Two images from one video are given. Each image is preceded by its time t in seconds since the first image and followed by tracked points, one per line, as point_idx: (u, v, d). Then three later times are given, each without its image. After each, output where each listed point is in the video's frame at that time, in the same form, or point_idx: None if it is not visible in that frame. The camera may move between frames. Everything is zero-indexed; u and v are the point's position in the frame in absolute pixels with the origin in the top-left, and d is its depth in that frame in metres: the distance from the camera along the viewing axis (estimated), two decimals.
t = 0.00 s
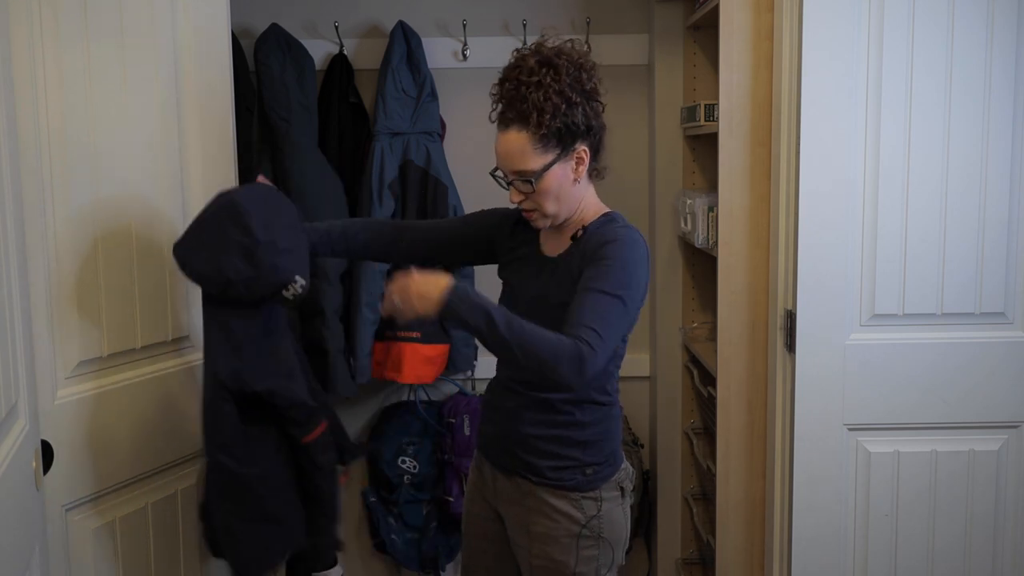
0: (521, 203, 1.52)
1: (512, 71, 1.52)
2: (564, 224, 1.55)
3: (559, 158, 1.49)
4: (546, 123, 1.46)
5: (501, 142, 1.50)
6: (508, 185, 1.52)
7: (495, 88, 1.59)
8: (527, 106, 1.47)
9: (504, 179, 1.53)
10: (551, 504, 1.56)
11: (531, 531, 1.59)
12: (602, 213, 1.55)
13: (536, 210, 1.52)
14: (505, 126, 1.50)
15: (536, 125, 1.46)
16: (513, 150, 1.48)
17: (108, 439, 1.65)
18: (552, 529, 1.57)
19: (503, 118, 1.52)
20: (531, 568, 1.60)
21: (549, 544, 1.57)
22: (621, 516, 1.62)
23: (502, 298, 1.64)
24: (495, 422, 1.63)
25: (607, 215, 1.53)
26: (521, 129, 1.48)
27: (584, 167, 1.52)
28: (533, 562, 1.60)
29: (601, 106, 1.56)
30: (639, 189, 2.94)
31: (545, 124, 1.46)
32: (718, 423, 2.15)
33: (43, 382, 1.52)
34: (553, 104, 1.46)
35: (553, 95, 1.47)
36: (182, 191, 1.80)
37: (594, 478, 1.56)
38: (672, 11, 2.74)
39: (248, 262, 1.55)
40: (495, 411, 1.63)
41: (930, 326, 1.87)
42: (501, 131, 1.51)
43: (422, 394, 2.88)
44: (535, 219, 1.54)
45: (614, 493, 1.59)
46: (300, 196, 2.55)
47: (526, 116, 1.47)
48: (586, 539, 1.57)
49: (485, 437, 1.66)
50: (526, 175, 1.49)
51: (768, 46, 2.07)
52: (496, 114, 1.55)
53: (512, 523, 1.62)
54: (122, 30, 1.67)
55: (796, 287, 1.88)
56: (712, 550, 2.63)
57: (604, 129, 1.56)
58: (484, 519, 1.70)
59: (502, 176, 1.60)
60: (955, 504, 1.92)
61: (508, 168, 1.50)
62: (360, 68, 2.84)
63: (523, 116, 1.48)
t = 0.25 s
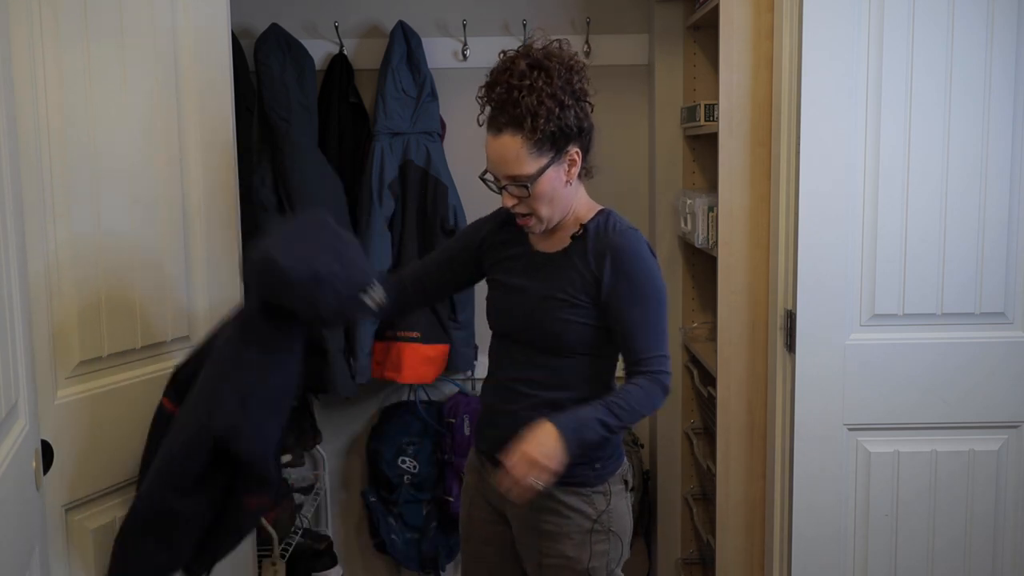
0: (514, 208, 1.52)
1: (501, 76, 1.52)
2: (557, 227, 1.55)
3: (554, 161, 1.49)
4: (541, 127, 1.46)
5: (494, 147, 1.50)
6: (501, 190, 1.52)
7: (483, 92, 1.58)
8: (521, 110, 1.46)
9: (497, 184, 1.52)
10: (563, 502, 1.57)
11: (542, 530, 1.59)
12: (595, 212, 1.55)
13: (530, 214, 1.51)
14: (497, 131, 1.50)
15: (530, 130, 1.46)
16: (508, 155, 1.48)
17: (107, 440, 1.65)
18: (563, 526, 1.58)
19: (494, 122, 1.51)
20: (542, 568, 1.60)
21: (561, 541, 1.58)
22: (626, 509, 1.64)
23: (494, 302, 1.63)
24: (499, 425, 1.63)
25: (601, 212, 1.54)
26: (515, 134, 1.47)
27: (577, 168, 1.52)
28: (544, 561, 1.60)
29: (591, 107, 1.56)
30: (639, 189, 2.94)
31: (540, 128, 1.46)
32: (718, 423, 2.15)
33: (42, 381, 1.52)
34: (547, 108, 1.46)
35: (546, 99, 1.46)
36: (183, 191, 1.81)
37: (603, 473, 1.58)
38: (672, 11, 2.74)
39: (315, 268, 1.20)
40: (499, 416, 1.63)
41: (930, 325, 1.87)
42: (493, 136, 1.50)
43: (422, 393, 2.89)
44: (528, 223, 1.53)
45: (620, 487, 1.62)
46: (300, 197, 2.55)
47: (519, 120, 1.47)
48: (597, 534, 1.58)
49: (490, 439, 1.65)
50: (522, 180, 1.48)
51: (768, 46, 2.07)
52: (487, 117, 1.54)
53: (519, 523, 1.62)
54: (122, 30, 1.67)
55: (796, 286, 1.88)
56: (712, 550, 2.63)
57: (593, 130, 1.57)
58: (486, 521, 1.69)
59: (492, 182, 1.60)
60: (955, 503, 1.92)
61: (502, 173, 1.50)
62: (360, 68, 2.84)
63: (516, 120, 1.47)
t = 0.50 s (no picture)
0: (508, 207, 1.49)
1: (494, 73, 1.50)
2: (548, 227, 1.53)
3: (550, 159, 1.48)
4: (538, 124, 1.46)
5: (488, 144, 1.48)
6: (493, 189, 1.50)
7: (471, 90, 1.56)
8: (518, 107, 1.45)
9: (489, 182, 1.50)
10: (570, 498, 1.54)
11: (547, 528, 1.55)
12: (585, 211, 1.55)
13: (524, 213, 1.49)
14: (492, 128, 1.48)
15: (528, 128, 1.45)
16: (504, 152, 1.46)
17: (107, 440, 1.64)
18: (569, 523, 1.54)
19: (488, 118, 1.49)
20: (546, 568, 1.55)
21: (567, 539, 1.54)
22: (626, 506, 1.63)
23: (486, 307, 1.58)
24: (500, 428, 1.58)
25: (592, 210, 1.55)
26: (512, 131, 1.46)
27: (570, 167, 1.52)
28: (550, 561, 1.55)
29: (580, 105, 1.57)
30: (638, 189, 2.94)
31: (537, 126, 1.46)
32: (718, 423, 2.15)
33: (42, 381, 1.52)
34: (542, 106, 1.46)
35: (541, 97, 1.46)
36: (182, 191, 1.81)
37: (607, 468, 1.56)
38: (672, 11, 2.74)
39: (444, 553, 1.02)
40: (500, 419, 1.58)
41: (930, 326, 1.87)
42: (487, 132, 1.48)
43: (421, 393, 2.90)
44: (521, 222, 1.51)
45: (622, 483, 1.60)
46: (300, 197, 2.56)
47: (516, 117, 1.46)
48: (603, 531, 1.55)
49: (488, 443, 1.61)
50: (519, 177, 1.47)
51: (768, 46, 2.07)
52: (478, 113, 1.52)
53: (522, 522, 1.57)
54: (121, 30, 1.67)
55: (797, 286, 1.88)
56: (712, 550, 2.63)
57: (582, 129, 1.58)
58: (484, 523, 1.64)
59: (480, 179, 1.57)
60: (955, 503, 1.92)
61: (497, 171, 1.47)
62: (360, 68, 2.84)
63: (512, 117, 1.46)
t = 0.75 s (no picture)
0: (505, 185, 1.48)
1: (496, 56, 1.52)
2: (540, 217, 1.53)
3: (549, 141, 1.49)
4: (542, 104, 1.48)
5: (489, 120, 1.48)
6: (491, 167, 1.49)
7: (468, 76, 1.57)
8: (523, 86, 1.48)
9: (487, 160, 1.49)
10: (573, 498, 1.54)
11: (550, 529, 1.54)
12: (575, 207, 1.57)
13: (521, 193, 1.49)
14: (494, 106, 1.49)
15: (531, 107, 1.47)
16: (507, 127, 1.46)
17: (107, 440, 1.65)
18: (572, 522, 1.54)
19: (489, 96, 1.50)
20: (549, 569, 1.55)
21: (570, 539, 1.54)
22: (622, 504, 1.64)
23: (477, 307, 1.58)
24: (496, 430, 1.57)
25: (582, 209, 1.55)
26: (515, 108, 1.47)
27: (563, 157, 1.54)
28: (553, 561, 1.55)
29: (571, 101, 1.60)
30: (638, 188, 2.94)
31: (540, 106, 1.48)
32: (718, 423, 2.15)
33: (43, 381, 1.52)
34: (545, 88, 1.49)
35: (544, 79, 1.49)
36: (181, 191, 1.81)
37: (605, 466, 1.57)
38: (672, 11, 2.74)
39: None
40: (496, 421, 1.57)
41: (930, 326, 1.87)
42: (488, 109, 1.49)
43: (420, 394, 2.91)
44: (516, 204, 1.49)
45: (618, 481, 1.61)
46: (300, 197, 2.56)
47: (519, 96, 1.48)
48: (605, 528, 1.56)
49: (486, 447, 1.59)
50: (520, 154, 1.47)
51: (768, 46, 2.07)
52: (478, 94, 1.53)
53: (522, 525, 1.57)
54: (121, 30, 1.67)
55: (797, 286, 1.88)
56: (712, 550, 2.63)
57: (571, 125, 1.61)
58: (481, 528, 1.63)
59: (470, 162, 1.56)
60: (955, 504, 1.92)
61: (497, 146, 1.47)
62: (360, 68, 2.84)
63: (516, 96, 1.48)
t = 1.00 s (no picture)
0: (513, 161, 1.57)
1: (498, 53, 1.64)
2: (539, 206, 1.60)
3: (554, 128, 1.61)
4: (547, 89, 1.60)
5: (500, 99, 1.58)
6: (500, 144, 1.58)
7: (467, 77, 1.67)
8: (529, 72, 1.59)
9: (496, 138, 1.58)
10: (561, 502, 1.58)
11: (538, 532, 1.59)
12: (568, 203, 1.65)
13: (528, 170, 1.57)
14: (501, 91, 1.59)
15: (539, 93, 1.59)
16: (518, 106, 1.57)
17: (108, 440, 1.65)
18: (560, 526, 1.59)
19: (497, 82, 1.60)
20: (539, 570, 1.60)
21: (558, 542, 1.59)
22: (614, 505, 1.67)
23: (469, 306, 1.64)
24: (487, 429, 1.63)
25: (574, 209, 1.59)
26: (525, 91, 1.59)
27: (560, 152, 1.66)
28: (542, 563, 1.60)
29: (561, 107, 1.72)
30: (638, 188, 2.94)
31: (545, 91, 1.60)
32: (718, 423, 2.15)
33: (43, 381, 1.52)
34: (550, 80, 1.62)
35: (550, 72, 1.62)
36: (181, 191, 1.81)
37: (595, 470, 1.60)
38: (672, 11, 2.74)
39: None
40: (488, 420, 1.63)
41: (930, 326, 1.87)
42: (497, 91, 1.59)
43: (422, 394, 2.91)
44: (522, 182, 1.57)
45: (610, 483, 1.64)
46: (300, 197, 2.56)
47: (525, 82, 1.59)
48: (593, 531, 1.60)
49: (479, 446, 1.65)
50: (529, 132, 1.58)
51: (768, 46, 2.07)
52: (483, 81, 1.62)
53: (512, 527, 1.62)
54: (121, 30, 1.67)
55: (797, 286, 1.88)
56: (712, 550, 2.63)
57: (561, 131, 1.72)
58: (476, 528, 1.70)
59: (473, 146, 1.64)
60: (955, 503, 1.92)
61: (508, 122, 1.57)
62: (360, 68, 2.84)
63: (524, 82, 1.59)
